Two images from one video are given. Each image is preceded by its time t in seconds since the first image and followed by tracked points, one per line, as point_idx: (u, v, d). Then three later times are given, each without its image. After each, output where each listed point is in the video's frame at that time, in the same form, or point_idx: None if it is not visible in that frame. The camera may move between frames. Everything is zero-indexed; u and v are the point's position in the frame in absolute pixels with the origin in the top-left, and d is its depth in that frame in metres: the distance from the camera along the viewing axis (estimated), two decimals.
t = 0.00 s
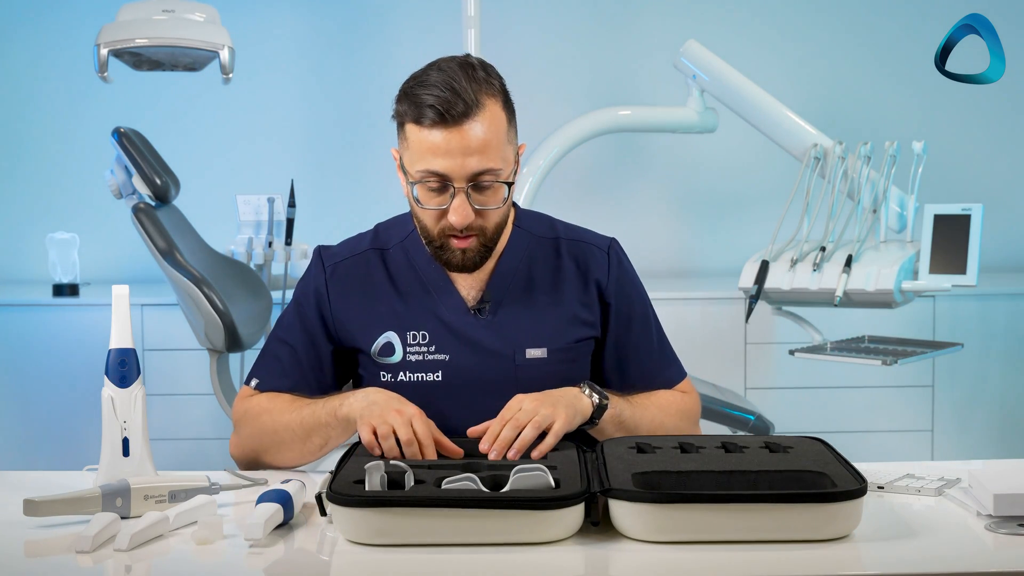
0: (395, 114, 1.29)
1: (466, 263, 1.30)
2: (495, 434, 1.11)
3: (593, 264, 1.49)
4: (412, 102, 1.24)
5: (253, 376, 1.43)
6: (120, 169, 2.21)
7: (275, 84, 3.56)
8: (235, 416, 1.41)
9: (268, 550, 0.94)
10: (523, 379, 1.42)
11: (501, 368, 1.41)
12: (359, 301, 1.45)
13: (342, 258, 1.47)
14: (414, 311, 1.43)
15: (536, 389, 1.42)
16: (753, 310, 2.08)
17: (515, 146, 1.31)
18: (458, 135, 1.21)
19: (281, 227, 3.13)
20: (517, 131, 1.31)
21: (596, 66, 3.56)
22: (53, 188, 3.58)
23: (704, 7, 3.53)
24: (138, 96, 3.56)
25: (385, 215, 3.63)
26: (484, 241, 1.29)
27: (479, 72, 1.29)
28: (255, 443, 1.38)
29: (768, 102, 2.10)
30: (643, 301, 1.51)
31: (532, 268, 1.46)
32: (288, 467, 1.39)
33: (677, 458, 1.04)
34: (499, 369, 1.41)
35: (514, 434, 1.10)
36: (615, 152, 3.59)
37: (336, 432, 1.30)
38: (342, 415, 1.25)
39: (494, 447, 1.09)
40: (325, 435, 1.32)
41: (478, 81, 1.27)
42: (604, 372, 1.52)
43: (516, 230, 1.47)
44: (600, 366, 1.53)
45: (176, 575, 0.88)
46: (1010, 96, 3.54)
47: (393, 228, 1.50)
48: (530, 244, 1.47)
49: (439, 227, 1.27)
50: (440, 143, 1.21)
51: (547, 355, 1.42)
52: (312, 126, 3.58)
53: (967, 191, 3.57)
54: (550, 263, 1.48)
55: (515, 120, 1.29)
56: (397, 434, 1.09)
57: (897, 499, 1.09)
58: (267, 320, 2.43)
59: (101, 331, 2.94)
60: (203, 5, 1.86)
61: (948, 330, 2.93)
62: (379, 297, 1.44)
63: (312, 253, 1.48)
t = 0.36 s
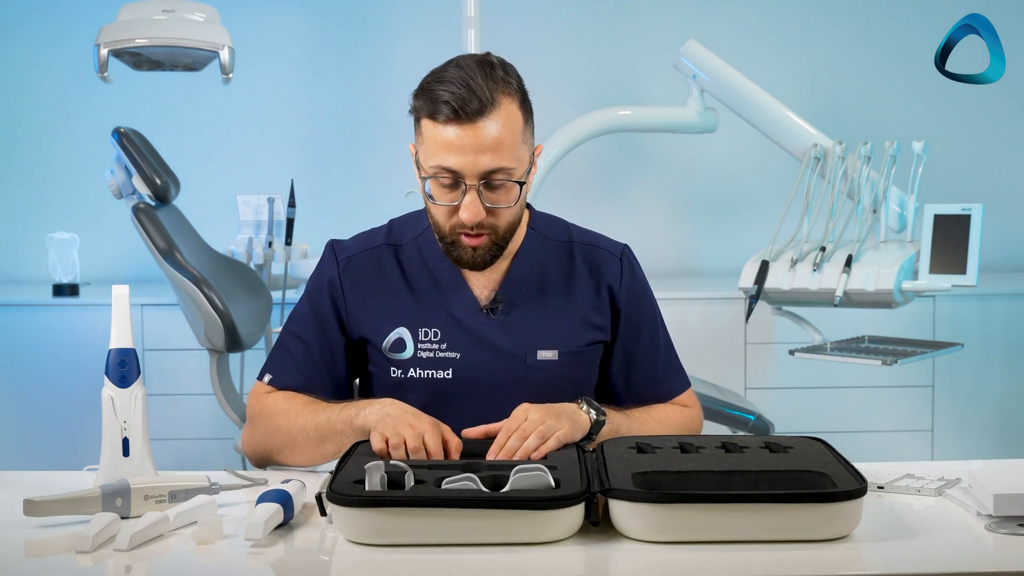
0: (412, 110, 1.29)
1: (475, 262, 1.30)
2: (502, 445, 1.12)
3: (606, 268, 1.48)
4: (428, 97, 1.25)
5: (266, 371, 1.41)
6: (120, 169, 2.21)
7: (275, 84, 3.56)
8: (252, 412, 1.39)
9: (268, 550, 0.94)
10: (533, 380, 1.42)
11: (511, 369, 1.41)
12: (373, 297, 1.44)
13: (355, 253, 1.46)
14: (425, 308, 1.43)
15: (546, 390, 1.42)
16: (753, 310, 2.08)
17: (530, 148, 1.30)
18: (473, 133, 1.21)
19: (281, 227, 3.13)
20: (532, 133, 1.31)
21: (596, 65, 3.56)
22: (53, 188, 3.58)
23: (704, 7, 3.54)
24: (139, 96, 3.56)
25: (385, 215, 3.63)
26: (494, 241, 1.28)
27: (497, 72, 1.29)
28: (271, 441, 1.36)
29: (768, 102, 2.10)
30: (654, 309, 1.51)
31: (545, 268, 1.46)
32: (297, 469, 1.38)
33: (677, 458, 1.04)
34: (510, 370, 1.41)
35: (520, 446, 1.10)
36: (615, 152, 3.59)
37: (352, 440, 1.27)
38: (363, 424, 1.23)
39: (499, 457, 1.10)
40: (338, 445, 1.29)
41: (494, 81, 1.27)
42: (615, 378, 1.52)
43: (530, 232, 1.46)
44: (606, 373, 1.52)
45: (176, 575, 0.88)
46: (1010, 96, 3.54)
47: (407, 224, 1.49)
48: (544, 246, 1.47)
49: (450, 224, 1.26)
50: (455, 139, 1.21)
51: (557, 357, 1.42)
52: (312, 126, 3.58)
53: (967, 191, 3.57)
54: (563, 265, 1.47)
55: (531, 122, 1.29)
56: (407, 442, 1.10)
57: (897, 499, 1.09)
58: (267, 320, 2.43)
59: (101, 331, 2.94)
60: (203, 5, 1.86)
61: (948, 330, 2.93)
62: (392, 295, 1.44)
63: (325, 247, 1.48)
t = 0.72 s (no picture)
0: (432, 110, 1.28)
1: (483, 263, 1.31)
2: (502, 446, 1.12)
3: (614, 268, 1.48)
4: (449, 102, 1.24)
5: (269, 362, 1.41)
6: (120, 169, 2.21)
7: (275, 84, 3.56)
8: (254, 400, 1.39)
9: (269, 550, 0.94)
10: (540, 376, 1.42)
11: (519, 365, 1.41)
12: (383, 292, 1.44)
13: (365, 249, 1.46)
14: (433, 303, 1.42)
15: (552, 386, 1.42)
16: (753, 310, 2.08)
17: (547, 159, 1.30)
18: (491, 143, 1.20)
19: (281, 227, 3.13)
20: (552, 142, 1.30)
21: (596, 65, 3.56)
22: (52, 188, 3.58)
23: (704, 7, 3.54)
24: (139, 96, 3.56)
25: (385, 215, 3.63)
26: (503, 247, 1.29)
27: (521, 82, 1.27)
28: (268, 423, 1.34)
29: (769, 102, 2.10)
30: (661, 312, 1.51)
31: (554, 266, 1.46)
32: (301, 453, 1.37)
33: (677, 458, 1.04)
34: (517, 366, 1.41)
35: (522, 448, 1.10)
36: (615, 152, 3.59)
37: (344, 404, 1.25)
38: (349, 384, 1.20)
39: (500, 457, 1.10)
40: (331, 415, 1.28)
41: (517, 92, 1.25)
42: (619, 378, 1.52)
43: (539, 231, 1.46)
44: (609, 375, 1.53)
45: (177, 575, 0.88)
46: (1010, 96, 3.54)
47: (416, 222, 1.48)
48: (553, 244, 1.47)
49: (461, 227, 1.27)
50: (473, 149, 1.20)
51: (565, 354, 1.42)
52: (312, 126, 3.58)
53: (967, 190, 3.57)
54: (573, 265, 1.47)
55: (550, 134, 1.28)
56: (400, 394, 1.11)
57: (897, 499, 1.09)
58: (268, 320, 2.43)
59: (101, 331, 2.94)
60: (203, 5, 1.86)
61: (948, 330, 2.93)
62: (402, 291, 1.44)
63: (335, 243, 1.47)
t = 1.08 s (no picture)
0: (442, 90, 1.29)
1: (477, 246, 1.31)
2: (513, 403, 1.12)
3: (616, 262, 1.47)
4: (457, 83, 1.25)
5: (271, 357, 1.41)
6: (120, 169, 2.21)
7: (276, 85, 3.56)
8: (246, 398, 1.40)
9: (268, 550, 0.94)
10: (539, 367, 1.40)
11: (518, 357, 1.39)
12: (384, 286, 1.42)
13: (368, 243, 1.45)
14: (433, 294, 1.41)
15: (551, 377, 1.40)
16: (753, 310, 2.08)
17: (549, 149, 1.30)
18: (493, 124, 1.21)
19: (281, 227, 3.13)
20: (555, 134, 1.31)
21: (596, 65, 3.56)
22: (52, 189, 3.58)
23: (704, 7, 3.53)
24: (139, 96, 3.56)
25: (385, 215, 3.63)
26: (498, 231, 1.29)
27: (531, 72, 1.29)
28: (261, 422, 1.37)
29: (769, 102, 2.10)
30: (663, 308, 1.49)
31: (556, 260, 1.45)
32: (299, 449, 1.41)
33: (677, 458, 1.04)
34: (517, 358, 1.39)
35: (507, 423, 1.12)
36: (615, 152, 3.59)
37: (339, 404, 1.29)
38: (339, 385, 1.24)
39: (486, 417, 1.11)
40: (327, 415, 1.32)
41: (525, 81, 1.26)
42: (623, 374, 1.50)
43: (541, 226, 1.45)
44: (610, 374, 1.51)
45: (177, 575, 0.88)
46: (1010, 96, 3.54)
47: (420, 218, 1.47)
48: (556, 239, 1.46)
49: (457, 208, 1.27)
50: (476, 127, 1.21)
51: (564, 345, 1.40)
52: (312, 127, 3.58)
53: (967, 190, 3.57)
54: (574, 260, 1.46)
55: (554, 124, 1.29)
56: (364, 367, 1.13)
57: (897, 499, 1.09)
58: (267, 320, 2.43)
59: (100, 331, 2.94)
60: (203, 5, 1.86)
61: (948, 330, 2.93)
62: (402, 284, 1.42)
63: (338, 240, 1.47)
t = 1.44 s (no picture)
0: (434, 87, 1.31)
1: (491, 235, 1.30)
2: (541, 396, 1.09)
3: (615, 254, 1.46)
4: (449, 73, 1.27)
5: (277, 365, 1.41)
6: (120, 169, 2.21)
7: (275, 85, 3.56)
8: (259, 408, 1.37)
9: (268, 550, 0.94)
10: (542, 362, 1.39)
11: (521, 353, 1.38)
12: (385, 285, 1.41)
13: (368, 245, 1.44)
14: (434, 291, 1.40)
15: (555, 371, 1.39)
16: (753, 310, 2.08)
17: (549, 126, 1.32)
18: (493, 103, 1.22)
19: (281, 227, 3.13)
20: (552, 111, 1.32)
21: (596, 65, 3.56)
22: (52, 189, 3.58)
23: (704, 7, 3.54)
24: (139, 96, 3.56)
25: (385, 215, 3.63)
26: (510, 214, 1.27)
27: (520, 51, 1.30)
28: (279, 430, 1.34)
29: (769, 102, 2.10)
30: (663, 298, 1.48)
31: (556, 255, 1.44)
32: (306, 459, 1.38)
33: (677, 458, 1.04)
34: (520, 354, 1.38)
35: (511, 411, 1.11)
36: (615, 152, 3.59)
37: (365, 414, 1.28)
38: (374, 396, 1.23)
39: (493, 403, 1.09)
40: (345, 426, 1.30)
41: (517, 56, 1.28)
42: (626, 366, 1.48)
43: (540, 224, 1.45)
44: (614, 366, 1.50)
45: (177, 575, 0.88)
46: (1010, 96, 3.54)
47: (419, 219, 1.47)
48: (554, 236, 1.45)
49: (467, 197, 1.26)
50: (476, 109, 1.22)
51: (567, 338, 1.40)
52: (312, 127, 3.58)
53: (967, 190, 3.57)
54: (574, 254, 1.45)
55: (550, 100, 1.31)
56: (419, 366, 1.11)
57: (897, 499, 1.09)
58: (268, 320, 2.43)
59: (100, 331, 2.94)
60: (203, 5, 1.86)
61: (948, 330, 2.93)
62: (403, 281, 1.41)
63: (338, 243, 1.46)
